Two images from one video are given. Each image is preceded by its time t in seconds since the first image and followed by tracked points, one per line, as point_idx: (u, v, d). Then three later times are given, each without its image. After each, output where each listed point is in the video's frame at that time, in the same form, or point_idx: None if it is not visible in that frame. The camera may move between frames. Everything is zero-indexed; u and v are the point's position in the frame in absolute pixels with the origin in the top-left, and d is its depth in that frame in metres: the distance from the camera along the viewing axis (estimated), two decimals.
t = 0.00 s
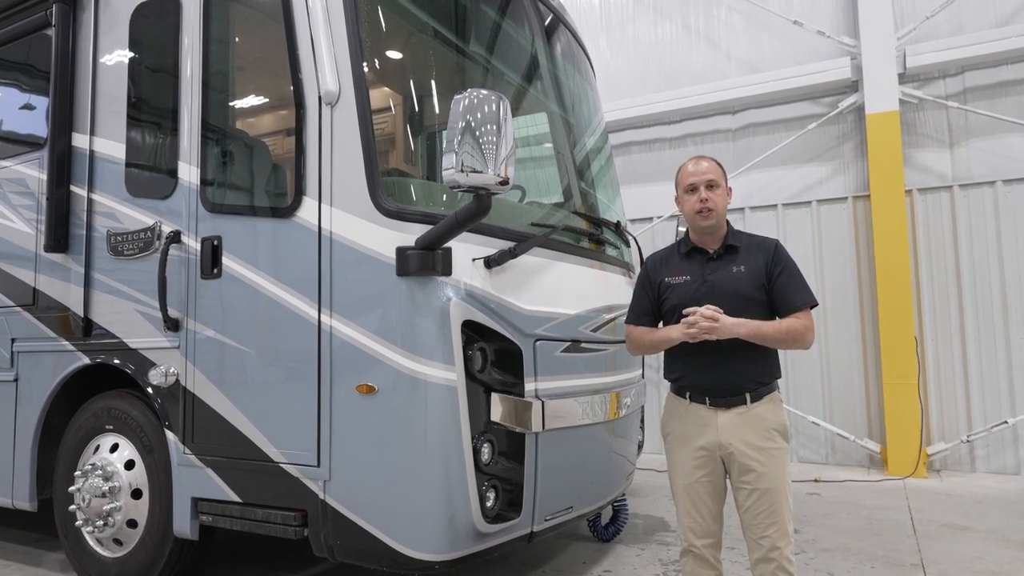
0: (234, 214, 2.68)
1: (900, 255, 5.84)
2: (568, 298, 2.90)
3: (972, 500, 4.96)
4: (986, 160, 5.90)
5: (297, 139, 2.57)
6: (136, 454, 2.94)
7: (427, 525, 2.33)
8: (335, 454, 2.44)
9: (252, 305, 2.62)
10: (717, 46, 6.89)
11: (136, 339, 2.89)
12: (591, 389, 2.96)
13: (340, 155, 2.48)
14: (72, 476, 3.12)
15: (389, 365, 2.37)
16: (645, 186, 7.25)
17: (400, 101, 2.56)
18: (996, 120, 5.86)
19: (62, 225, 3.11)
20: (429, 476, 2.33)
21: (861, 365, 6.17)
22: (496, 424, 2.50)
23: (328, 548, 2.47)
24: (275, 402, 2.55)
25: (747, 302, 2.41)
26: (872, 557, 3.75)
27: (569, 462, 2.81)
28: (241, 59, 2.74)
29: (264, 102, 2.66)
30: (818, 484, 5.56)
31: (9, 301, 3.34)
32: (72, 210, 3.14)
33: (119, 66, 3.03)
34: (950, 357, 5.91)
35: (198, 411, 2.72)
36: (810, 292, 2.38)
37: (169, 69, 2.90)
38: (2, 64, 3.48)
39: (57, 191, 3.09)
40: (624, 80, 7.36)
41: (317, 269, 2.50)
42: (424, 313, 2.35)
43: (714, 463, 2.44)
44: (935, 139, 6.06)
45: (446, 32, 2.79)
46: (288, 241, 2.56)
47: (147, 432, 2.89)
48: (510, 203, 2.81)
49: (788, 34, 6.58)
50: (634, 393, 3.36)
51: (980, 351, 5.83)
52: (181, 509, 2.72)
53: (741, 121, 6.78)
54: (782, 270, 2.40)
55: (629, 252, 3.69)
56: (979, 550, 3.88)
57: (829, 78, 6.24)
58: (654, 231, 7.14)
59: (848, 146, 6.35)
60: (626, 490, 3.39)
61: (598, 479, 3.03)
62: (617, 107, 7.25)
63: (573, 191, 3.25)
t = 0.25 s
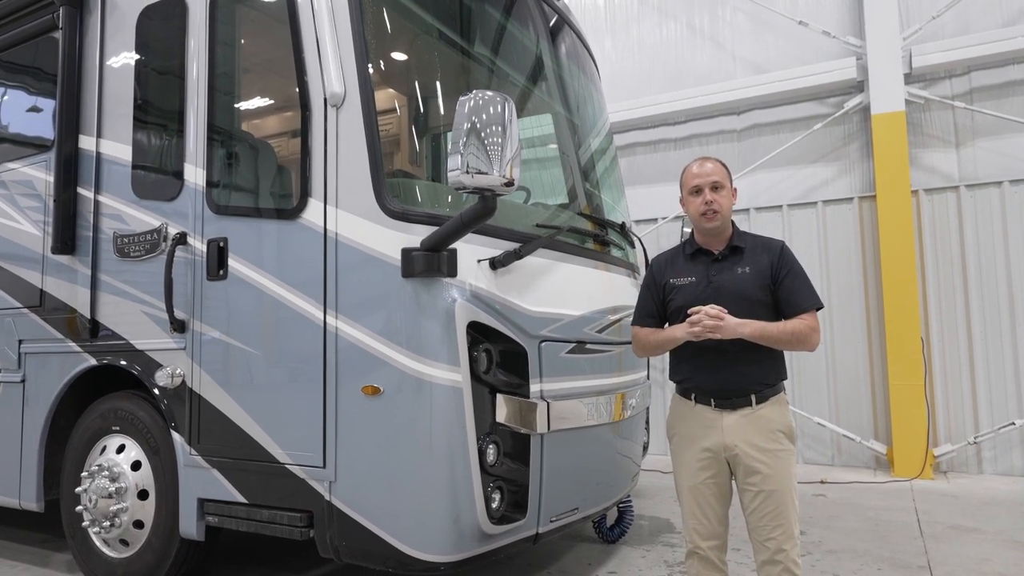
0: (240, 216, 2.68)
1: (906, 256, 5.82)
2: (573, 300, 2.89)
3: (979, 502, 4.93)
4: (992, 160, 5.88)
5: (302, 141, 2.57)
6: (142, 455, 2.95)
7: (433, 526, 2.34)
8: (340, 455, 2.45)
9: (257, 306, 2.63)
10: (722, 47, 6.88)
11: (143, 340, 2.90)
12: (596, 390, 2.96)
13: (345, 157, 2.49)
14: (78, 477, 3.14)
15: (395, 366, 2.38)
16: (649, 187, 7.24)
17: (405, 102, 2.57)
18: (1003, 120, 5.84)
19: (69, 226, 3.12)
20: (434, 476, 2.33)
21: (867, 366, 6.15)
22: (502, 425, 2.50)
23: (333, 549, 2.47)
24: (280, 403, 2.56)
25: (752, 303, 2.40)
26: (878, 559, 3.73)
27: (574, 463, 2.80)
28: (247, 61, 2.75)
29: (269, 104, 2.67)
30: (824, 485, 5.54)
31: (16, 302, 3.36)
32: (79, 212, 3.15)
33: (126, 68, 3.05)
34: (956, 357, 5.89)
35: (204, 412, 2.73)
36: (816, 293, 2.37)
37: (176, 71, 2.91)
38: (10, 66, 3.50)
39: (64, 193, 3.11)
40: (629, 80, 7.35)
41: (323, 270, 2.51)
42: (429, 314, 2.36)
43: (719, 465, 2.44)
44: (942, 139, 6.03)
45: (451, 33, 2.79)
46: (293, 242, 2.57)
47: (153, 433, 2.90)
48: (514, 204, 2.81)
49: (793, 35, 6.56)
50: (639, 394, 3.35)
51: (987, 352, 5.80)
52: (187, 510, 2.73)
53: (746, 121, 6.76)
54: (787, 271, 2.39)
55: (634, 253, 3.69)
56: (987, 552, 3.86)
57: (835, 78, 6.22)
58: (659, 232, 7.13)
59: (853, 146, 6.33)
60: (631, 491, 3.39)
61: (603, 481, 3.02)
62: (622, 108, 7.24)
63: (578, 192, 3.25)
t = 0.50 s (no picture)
0: (244, 217, 2.69)
1: (912, 255, 5.80)
2: (578, 300, 2.89)
3: (986, 502, 4.91)
4: (998, 159, 5.86)
5: (307, 142, 2.58)
6: (148, 456, 2.96)
7: (438, 526, 2.34)
8: (345, 456, 2.45)
9: (262, 307, 2.63)
10: (726, 46, 6.87)
11: (148, 341, 2.91)
12: (601, 389, 2.96)
13: (350, 158, 2.49)
14: (84, 477, 3.15)
15: (399, 366, 2.38)
16: (653, 187, 7.23)
17: (409, 103, 2.57)
18: (1009, 119, 5.82)
19: (75, 227, 3.13)
20: (439, 477, 2.33)
21: (873, 366, 6.13)
22: (506, 426, 2.50)
23: (339, 550, 2.47)
24: (285, 403, 2.56)
25: (758, 303, 2.40)
26: (885, 560, 3.72)
27: (579, 464, 2.80)
28: (251, 63, 2.75)
29: (273, 105, 2.67)
30: (830, 486, 5.52)
31: (23, 303, 3.37)
32: (85, 213, 3.16)
33: (131, 70, 3.06)
34: (962, 357, 5.86)
35: (209, 413, 2.74)
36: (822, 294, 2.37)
37: (181, 73, 2.91)
38: (16, 69, 3.51)
39: (70, 194, 3.12)
40: (633, 80, 7.35)
41: (328, 270, 2.51)
42: (434, 314, 2.36)
43: (725, 465, 2.43)
44: (947, 138, 6.01)
45: (455, 34, 2.79)
46: (297, 243, 2.57)
47: (159, 434, 2.91)
48: (519, 204, 2.81)
49: (797, 34, 6.55)
50: (643, 394, 3.35)
51: (993, 352, 5.78)
52: (193, 510, 2.73)
53: (751, 121, 6.75)
54: (793, 271, 2.38)
55: (638, 253, 3.68)
56: (994, 553, 3.84)
57: (839, 77, 6.21)
58: (664, 232, 7.12)
59: (858, 145, 6.31)
60: (636, 491, 3.38)
61: (608, 481, 3.02)
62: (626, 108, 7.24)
63: (582, 192, 3.25)
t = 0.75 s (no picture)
0: (250, 217, 2.69)
1: (918, 255, 5.78)
2: (583, 300, 2.89)
3: (993, 503, 4.89)
4: (1004, 158, 5.84)
5: (312, 142, 2.58)
6: (154, 456, 2.96)
7: (443, 526, 2.34)
8: (351, 456, 2.45)
9: (267, 307, 2.64)
10: (730, 46, 6.86)
11: (154, 341, 2.91)
12: (606, 390, 2.95)
13: (355, 158, 2.50)
14: (91, 477, 3.15)
15: (405, 366, 2.38)
16: (657, 187, 7.22)
17: (414, 103, 2.57)
18: (1015, 117, 5.79)
19: (81, 228, 3.14)
20: (444, 477, 2.33)
21: (879, 366, 6.11)
22: (511, 426, 2.50)
23: (344, 550, 2.48)
24: (291, 403, 2.57)
25: (772, 303, 2.39)
26: (891, 560, 3.71)
27: (585, 464, 2.80)
28: (256, 64, 2.76)
29: (278, 106, 2.68)
30: (835, 486, 5.51)
31: (29, 304, 3.38)
32: (91, 214, 3.17)
33: (137, 71, 3.07)
34: (969, 357, 5.84)
35: (215, 413, 2.74)
36: (839, 293, 2.33)
37: (186, 74, 2.92)
38: (22, 71, 3.53)
39: (76, 195, 3.13)
40: (637, 80, 7.34)
41: (333, 270, 2.51)
42: (439, 315, 2.36)
43: (736, 465, 2.44)
44: (953, 137, 5.99)
45: (460, 34, 2.79)
46: (303, 243, 2.58)
47: (165, 434, 2.91)
48: (523, 204, 2.81)
49: (802, 33, 6.54)
50: (648, 395, 3.34)
51: (1000, 351, 5.76)
52: (199, 510, 2.74)
53: (755, 121, 6.74)
54: (809, 271, 2.36)
55: (643, 253, 3.67)
56: (1001, 553, 3.83)
57: (844, 76, 6.19)
58: (668, 232, 7.12)
59: (863, 145, 6.30)
60: (641, 492, 3.38)
61: (613, 481, 3.02)
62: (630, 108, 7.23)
63: (586, 192, 3.25)
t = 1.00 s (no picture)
0: (256, 218, 2.70)
1: (924, 254, 5.76)
2: (589, 299, 2.89)
3: (1001, 503, 4.87)
4: (1011, 156, 5.81)
5: (318, 142, 2.59)
6: (161, 456, 2.98)
7: (449, 526, 2.34)
8: (357, 456, 2.46)
9: (273, 307, 2.64)
10: (735, 45, 6.84)
11: (161, 341, 2.92)
12: (611, 390, 2.95)
13: (361, 158, 2.50)
14: (98, 477, 3.17)
15: (411, 366, 2.38)
16: (662, 186, 7.21)
17: (419, 103, 2.57)
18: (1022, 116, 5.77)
19: (88, 229, 3.15)
20: (450, 476, 2.33)
21: (885, 366, 6.09)
22: (517, 426, 2.50)
23: (351, 549, 2.48)
24: (298, 403, 2.57)
25: (786, 304, 2.39)
26: (899, 561, 3.69)
27: (591, 463, 2.80)
28: (261, 65, 2.77)
29: (283, 106, 2.68)
30: (842, 486, 5.49)
31: (37, 304, 3.40)
32: (98, 215, 3.19)
33: (143, 73, 3.08)
34: (976, 356, 5.82)
35: (222, 413, 2.75)
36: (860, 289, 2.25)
37: (192, 75, 2.93)
38: (29, 72, 3.54)
39: (83, 196, 3.14)
40: (641, 79, 7.33)
41: (339, 270, 2.52)
42: (444, 314, 2.36)
43: (751, 461, 2.48)
44: (960, 135, 5.97)
45: (466, 34, 2.79)
46: (309, 243, 2.58)
47: (172, 433, 2.92)
48: (528, 204, 2.80)
49: (807, 32, 6.52)
50: (654, 394, 3.34)
51: (1008, 351, 5.73)
52: (206, 509, 2.75)
53: (760, 120, 6.72)
54: (822, 270, 2.31)
55: (648, 253, 3.67)
56: (1009, 553, 3.81)
57: (850, 75, 6.17)
58: (674, 232, 7.10)
59: (869, 143, 6.28)
60: (647, 491, 3.38)
61: (619, 481, 3.02)
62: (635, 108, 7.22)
63: (592, 192, 3.24)
